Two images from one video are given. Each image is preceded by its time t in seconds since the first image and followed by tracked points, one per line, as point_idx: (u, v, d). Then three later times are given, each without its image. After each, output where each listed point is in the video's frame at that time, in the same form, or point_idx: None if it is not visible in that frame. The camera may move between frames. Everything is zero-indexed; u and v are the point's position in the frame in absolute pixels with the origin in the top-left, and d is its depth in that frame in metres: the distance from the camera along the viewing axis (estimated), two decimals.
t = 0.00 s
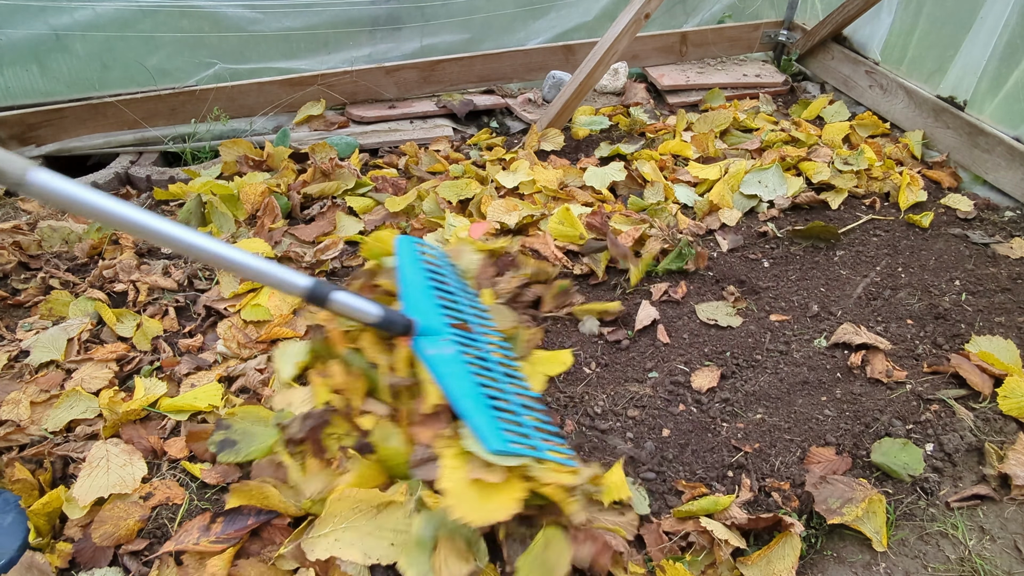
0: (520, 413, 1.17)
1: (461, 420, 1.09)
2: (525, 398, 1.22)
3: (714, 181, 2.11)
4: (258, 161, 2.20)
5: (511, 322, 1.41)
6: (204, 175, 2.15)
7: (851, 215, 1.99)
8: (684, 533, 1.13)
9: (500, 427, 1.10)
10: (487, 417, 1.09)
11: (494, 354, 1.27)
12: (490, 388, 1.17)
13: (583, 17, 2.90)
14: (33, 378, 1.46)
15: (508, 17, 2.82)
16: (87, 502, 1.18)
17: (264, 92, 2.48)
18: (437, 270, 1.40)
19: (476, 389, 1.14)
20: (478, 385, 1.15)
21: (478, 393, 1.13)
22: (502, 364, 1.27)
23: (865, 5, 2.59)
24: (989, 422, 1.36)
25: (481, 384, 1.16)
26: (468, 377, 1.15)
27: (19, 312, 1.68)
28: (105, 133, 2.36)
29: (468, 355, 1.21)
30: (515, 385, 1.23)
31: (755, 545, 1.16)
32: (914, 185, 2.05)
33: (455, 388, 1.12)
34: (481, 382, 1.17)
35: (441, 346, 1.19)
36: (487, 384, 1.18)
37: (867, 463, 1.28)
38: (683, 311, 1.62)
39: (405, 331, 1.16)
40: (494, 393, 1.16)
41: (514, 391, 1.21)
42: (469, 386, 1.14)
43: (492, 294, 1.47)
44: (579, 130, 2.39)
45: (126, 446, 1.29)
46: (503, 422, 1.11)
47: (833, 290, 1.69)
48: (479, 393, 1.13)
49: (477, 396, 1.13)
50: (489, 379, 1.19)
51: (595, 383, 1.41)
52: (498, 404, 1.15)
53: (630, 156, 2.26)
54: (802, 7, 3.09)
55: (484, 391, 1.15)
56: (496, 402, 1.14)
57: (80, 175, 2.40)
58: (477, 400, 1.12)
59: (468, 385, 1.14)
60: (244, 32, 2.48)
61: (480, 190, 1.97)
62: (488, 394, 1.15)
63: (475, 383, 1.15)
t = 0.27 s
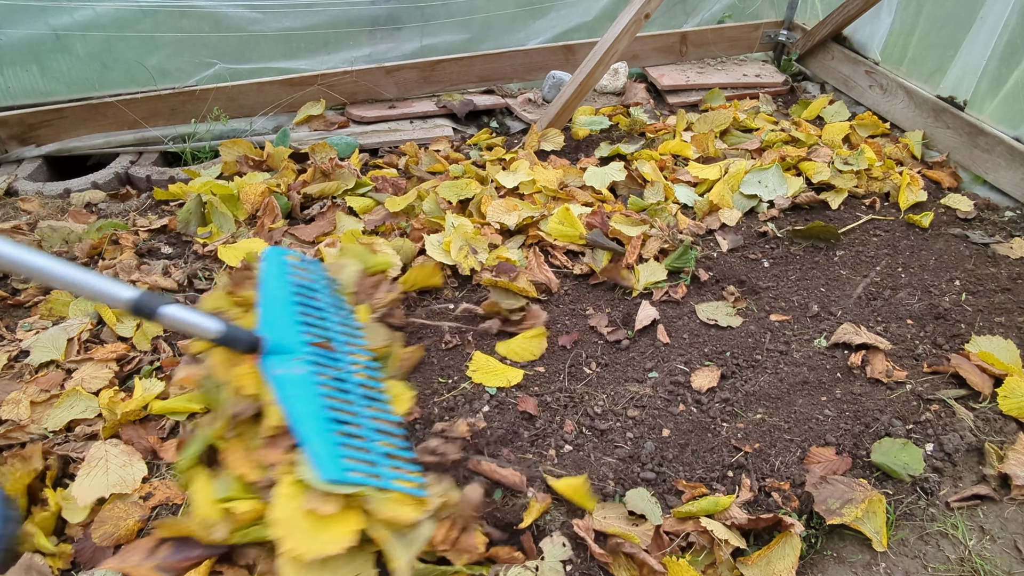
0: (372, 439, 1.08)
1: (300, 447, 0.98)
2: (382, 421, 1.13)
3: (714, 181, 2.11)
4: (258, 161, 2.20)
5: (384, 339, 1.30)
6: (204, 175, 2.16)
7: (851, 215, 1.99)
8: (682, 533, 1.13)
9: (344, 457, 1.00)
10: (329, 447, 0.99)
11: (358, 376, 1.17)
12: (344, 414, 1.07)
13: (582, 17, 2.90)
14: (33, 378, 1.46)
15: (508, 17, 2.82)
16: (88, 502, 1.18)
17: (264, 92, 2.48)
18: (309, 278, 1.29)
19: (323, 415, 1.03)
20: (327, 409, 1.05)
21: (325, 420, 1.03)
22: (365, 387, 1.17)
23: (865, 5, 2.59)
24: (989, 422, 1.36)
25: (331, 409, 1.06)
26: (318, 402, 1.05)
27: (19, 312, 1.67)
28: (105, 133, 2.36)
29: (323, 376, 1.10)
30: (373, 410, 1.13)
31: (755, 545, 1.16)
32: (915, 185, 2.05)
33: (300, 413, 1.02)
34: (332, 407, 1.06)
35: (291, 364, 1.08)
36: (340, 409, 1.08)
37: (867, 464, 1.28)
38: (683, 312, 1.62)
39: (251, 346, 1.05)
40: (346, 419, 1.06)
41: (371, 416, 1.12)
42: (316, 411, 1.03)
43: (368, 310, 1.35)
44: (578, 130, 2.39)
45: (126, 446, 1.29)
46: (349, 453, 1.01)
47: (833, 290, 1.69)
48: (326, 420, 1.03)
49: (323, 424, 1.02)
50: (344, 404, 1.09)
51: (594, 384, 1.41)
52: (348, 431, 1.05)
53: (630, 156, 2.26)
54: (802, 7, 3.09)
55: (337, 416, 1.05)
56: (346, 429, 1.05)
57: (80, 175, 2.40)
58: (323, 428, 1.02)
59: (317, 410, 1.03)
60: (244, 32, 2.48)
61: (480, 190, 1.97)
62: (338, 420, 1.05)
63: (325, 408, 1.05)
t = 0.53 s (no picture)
0: (238, 459, 1.09)
1: (154, 466, 0.99)
2: (247, 439, 1.14)
3: (714, 181, 2.11)
4: (258, 161, 2.20)
5: (269, 353, 1.33)
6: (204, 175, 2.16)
7: (851, 215, 1.99)
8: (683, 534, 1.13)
9: (201, 476, 1.01)
10: (187, 466, 1.00)
11: (229, 392, 1.19)
12: (205, 432, 1.08)
13: (582, 17, 2.90)
14: (33, 378, 1.46)
15: (508, 17, 2.82)
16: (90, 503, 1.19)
17: (264, 92, 2.48)
18: (183, 291, 1.29)
19: (183, 433, 1.04)
20: (186, 427, 1.06)
21: (184, 437, 1.04)
22: (237, 403, 1.20)
23: (865, 5, 2.59)
24: (988, 422, 1.35)
25: (192, 426, 1.07)
26: (177, 420, 1.06)
27: (19, 312, 1.67)
28: (105, 133, 2.36)
29: (185, 394, 1.11)
30: (241, 428, 1.15)
31: (755, 545, 1.16)
32: (915, 185, 2.05)
33: (154, 431, 1.02)
34: (190, 423, 1.07)
35: (151, 380, 1.08)
36: (201, 427, 1.08)
37: (867, 464, 1.28)
38: (683, 313, 1.62)
39: (111, 361, 1.05)
40: (206, 438, 1.07)
41: (237, 434, 1.13)
42: (176, 429, 1.04)
43: (255, 324, 1.37)
44: (578, 130, 2.39)
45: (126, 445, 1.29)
46: (206, 473, 1.02)
47: (833, 290, 1.69)
48: (186, 438, 1.04)
49: (182, 442, 1.03)
50: (206, 422, 1.10)
51: (594, 384, 1.41)
52: (205, 449, 1.06)
53: (630, 156, 2.26)
54: (802, 7, 3.09)
55: (196, 434, 1.06)
56: (204, 447, 1.06)
57: (80, 175, 2.40)
58: (180, 446, 1.03)
59: (176, 429, 1.04)
60: (244, 32, 2.48)
61: (480, 190, 1.97)
62: (198, 439, 1.06)
63: (183, 426, 1.06)
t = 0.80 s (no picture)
0: (84, 499, 1.06)
1: None
2: (95, 478, 1.11)
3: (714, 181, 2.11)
4: (258, 161, 2.21)
5: (139, 386, 1.30)
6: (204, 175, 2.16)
7: (851, 215, 1.99)
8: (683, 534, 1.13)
9: (30, 520, 0.97)
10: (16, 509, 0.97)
11: (82, 428, 1.17)
12: (44, 473, 1.05)
13: (582, 17, 2.90)
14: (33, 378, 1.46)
15: (508, 17, 2.82)
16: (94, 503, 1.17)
17: (264, 92, 2.48)
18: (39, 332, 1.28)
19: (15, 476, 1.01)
20: (22, 468, 1.03)
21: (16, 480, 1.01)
22: (94, 438, 1.18)
23: (865, 5, 2.59)
24: (988, 422, 1.35)
25: (30, 468, 1.04)
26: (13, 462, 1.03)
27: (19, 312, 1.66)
28: (105, 133, 2.36)
29: (26, 435, 1.08)
30: (88, 467, 1.11)
31: (755, 545, 1.16)
32: (915, 185, 2.05)
33: None
34: (28, 466, 1.04)
35: None
36: (41, 468, 1.06)
37: (867, 464, 1.28)
38: (682, 313, 1.62)
39: None
40: (45, 478, 1.04)
41: (83, 472, 1.10)
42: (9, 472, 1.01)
43: (123, 352, 1.36)
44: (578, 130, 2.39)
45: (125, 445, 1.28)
46: (38, 516, 0.99)
47: (833, 290, 1.69)
48: (20, 480, 1.01)
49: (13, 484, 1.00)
50: (47, 461, 1.07)
51: (593, 384, 1.41)
52: (41, 492, 1.03)
53: (630, 156, 2.26)
54: (802, 7, 3.09)
55: (32, 475, 1.03)
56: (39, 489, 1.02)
57: (80, 175, 2.40)
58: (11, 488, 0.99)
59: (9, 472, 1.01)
60: (244, 32, 2.48)
61: (480, 190, 1.97)
62: (35, 481, 1.03)
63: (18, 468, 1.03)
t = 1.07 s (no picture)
0: None
1: None
2: None
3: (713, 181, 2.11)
4: (258, 161, 2.21)
5: None
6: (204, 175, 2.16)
7: (851, 215, 1.99)
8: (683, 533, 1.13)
9: None
10: None
11: None
12: None
13: (582, 17, 2.90)
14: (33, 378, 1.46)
15: (508, 17, 2.82)
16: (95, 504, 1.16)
17: (264, 92, 2.48)
18: None
19: None
20: None
21: None
22: None
23: (865, 5, 2.59)
24: (989, 422, 1.35)
25: None
26: None
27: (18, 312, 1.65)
28: (105, 133, 2.36)
29: None
30: None
31: (755, 545, 1.16)
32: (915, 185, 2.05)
33: None
34: None
35: None
36: None
37: (867, 464, 1.28)
38: (682, 313, 1.62)
39: None
40: None
41: None
42: None
43: None
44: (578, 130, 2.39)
45: (125, 446, 1.28)
46: None
47: (833, 290, 1.69)
48: None
49: None
50: None
51: (593, 384, 1.41)
52: None
53: (630, 156, 2.26)
54: (802, 7, 3.09)
55: None
56: None
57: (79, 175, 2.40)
58: None
59: None
60: (244, 32, 2.48)
61: (480, 190, 1.97)
62: None
63: None
